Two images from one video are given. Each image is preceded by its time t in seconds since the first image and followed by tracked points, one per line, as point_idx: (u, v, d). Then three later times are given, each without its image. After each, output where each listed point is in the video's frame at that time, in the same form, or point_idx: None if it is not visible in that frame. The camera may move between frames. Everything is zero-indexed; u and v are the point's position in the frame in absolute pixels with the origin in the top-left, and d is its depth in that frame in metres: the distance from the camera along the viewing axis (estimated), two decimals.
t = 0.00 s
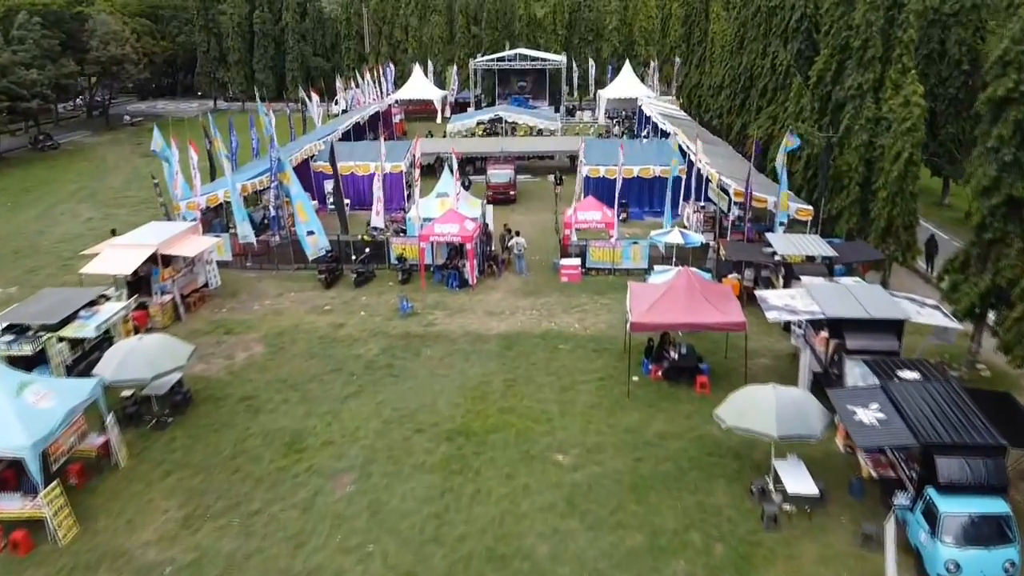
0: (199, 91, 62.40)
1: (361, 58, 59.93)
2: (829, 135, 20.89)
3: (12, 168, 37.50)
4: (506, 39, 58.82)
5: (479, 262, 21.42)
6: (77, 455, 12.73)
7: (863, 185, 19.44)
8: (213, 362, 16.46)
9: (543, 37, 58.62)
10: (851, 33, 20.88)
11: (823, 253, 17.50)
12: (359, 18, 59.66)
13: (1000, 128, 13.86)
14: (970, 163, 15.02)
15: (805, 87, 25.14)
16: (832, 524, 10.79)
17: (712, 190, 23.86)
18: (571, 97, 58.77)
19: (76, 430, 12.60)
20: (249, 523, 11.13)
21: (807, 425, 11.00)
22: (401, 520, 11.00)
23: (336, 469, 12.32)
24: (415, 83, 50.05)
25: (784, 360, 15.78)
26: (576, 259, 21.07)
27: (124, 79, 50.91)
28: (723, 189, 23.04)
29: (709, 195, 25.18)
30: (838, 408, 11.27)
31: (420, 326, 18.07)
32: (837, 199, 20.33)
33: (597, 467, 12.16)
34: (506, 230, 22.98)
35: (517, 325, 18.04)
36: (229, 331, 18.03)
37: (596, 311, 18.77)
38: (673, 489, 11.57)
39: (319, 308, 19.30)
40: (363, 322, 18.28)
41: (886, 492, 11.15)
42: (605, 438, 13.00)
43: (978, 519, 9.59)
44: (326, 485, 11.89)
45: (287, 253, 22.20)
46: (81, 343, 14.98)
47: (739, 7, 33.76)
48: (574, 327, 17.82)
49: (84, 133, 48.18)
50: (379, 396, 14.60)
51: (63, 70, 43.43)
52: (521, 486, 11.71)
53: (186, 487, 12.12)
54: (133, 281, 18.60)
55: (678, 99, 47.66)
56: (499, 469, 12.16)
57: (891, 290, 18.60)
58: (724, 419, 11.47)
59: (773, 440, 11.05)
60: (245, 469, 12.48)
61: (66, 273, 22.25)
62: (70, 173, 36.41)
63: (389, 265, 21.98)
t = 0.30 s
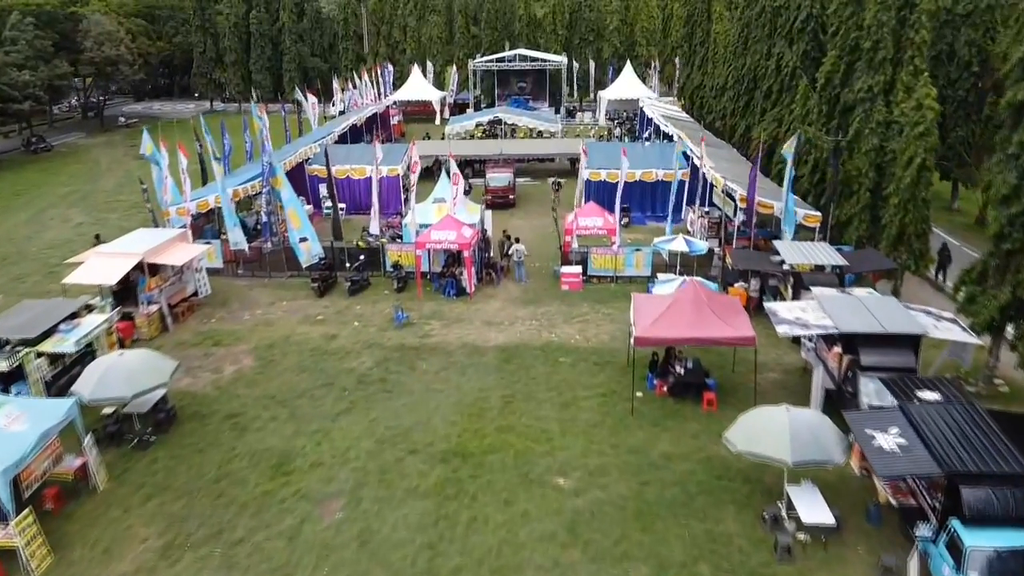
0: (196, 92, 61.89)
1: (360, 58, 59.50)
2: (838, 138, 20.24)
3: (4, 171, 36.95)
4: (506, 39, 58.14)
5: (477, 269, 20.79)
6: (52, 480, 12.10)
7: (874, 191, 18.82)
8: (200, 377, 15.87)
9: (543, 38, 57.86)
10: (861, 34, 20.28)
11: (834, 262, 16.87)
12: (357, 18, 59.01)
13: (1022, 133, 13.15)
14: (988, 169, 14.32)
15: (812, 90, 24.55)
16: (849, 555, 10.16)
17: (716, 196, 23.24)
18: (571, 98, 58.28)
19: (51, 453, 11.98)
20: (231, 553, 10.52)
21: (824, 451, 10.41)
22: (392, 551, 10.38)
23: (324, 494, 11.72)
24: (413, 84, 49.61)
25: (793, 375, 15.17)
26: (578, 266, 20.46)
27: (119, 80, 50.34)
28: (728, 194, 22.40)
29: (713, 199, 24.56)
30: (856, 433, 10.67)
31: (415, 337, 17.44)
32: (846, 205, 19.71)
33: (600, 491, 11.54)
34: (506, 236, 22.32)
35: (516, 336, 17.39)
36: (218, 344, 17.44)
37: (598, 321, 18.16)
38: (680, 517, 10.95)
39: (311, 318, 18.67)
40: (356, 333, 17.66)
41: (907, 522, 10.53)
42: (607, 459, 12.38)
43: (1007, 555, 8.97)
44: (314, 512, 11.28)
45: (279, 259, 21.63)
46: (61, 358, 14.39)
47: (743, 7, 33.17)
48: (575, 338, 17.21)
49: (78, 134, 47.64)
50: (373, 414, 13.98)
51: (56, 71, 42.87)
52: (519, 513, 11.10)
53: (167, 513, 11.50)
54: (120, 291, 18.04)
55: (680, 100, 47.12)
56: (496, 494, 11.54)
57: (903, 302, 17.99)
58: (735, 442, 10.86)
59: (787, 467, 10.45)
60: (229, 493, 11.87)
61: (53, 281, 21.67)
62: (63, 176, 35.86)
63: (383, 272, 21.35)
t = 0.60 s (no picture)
0: (192, 93, 61.30)
1: (357, 60, 58.90)
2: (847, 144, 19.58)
3: None
4: (505, 39, 57.48)
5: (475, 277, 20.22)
6: (25, 507, 11.43)
7: (885, 198, 18.27)
8: (186, 393, 15.23)
9: (543, 38, 56.93)
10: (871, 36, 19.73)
11: (844, 272, 16.25)
12: (354, 19, 58.32)
13: None
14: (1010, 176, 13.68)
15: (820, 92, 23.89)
16: None
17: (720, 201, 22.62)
18: (572, 100, 57.68)
19: (23, 478, 11.33)
20: None
21: (843, 480, 9.78)
22: None
23: (312, 521, 11.08)
24: (412, 86, 49.08)
25: (804, 393, 14.54)
26: (579, 274, 19.82)
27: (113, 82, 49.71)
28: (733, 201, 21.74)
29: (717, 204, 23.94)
30: (876, 461, 10.08)
31: (411, 349, 16.78)
32: (855, 213, 19.10)
33: (603, 520, 10.90)
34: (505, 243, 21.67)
35: (515, 349, 16.74)
36: (206, 357, 16.80)
37: (600, 332, 17.53)
38: (688, 548, 10.31)
39: (303, 329, 18.03)
40: (349, 346, 17.01)
41: (928, 556, 9.96)
42: (611, 484, 11.74)
43: None
44: (300, 541, 10.65)
45: (270, 267, 21.00)
46: (39, 375, 13.78)
47: (746, 8, 32.57)
48: (576, 351, 16.56)
49: (72, 137, 47.01)
50: (365, 433, 13.35)
51: (48, 72, 42.22)
52: (517, 544, 10.45)
53: (145, 542, 10.86)
54: (105, 301, 17.44)
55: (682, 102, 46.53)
56: (493, 522, 10.89)
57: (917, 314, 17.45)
58: (747, 470, 10.24)
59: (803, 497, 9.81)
60: (211, 521, 11.23)
61: (38, 289, 21.04)
62: (54, 180, 35.26)
63: (377, 280, 20.70)
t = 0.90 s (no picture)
0: (188, 94, 60.68)
1: (355, 60, 58.25)
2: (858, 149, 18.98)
3: None
4: (505, 40, 56.86)
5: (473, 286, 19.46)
6: None
7: (897, 205, 17.71)
8: (170, 411, 14.57)
9: (543, 39, 56.46)
10: (884, 36, 19.10)
11: (855, 284, 15.57)
12: (351, 19, 57.66)
13: None
14: None
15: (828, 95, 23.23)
16: None
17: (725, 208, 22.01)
18: (573, 100, 57.04)
19: None
20: None
21: (864, 516, 9.12)
22: None
23: (297, 554, 10.42)
24: (410, 87, 48.44)
25: (816, 413, 13.89)
26: (580, 284, 19.15)
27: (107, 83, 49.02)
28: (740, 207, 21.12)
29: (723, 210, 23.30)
30: (900, 493, 9.45)
31: (405, 363, 16.11)
32: (867, 220, 18.43)
33: (607, 553, 10.24)
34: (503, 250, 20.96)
35: (514, 362, 16.05)
36: (192, 372, 16.14)
37: (602, 345, 16.86)
38: None
39: (293, 341, 17.36)
40: (341, 359, 16.33)
41: None
42: (615, 513, 11.07)
43: None
44: None
45: (262, 275, 20.33)
46: (14, 394, 13.15)
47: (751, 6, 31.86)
48: (578, 365, 15.90)
49: (66, 139, 46.36)
50: (355, 456, 12.68)
51: (41, 74, 41.56)
52: None
53: None
54: (87, 313, 16.79)
55: (684, 103, 45.87)
56: (490, 556, 10.22)
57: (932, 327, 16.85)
58: (762, 504, 9.56)
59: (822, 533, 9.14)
60: (190, 553, 10.57)
61: (21, 298, 20.38)
62: (44, 184, 34.61)
63: (371, 290, 20.03)
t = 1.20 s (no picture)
0: (185, 95, 60.04)
1: (353, 61, 57.57)
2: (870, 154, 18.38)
3: None
4: (505, 40, 56.16)
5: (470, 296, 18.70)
6: None
7: (911, 213, 17.15)
8: (152, 431, 13.92)
9: (543, 39, 55.74)
10: (896, 38, 18.47)
11: (870, 296, 14.92)
12: (349, 19, 56.98)
13: None
14: None
15: (836, 99, 22.61)
16: None
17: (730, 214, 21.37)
18: (573, 102, 56.37)
19: None
20: None
21: (888, 556, 8.45)
22: None
23: None
24: (408, 88, 47.78)
25: (829, 433, 13.22)
26: (581, 294, 18.49)
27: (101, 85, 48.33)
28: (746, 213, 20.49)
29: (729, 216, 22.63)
30: (927, 531, 8.81)
31: (399, 379, 15.42)
32: (879, 227, 17.80)
33: None
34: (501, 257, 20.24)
35: (512, 378, 15.35)
36: (177, 390, 15.48)
37: (605, 359, 16.18)
38: None
39: (283, 355, 16.70)
40: (332, 375, 15.66)
41: None
42: (619, 545, 10.40)
43: None
44: None
45: (252, 284, 19.68)
46: None
47: (756, 6, 31.19)
48: (579, 381, 15.21)
49: (59, 141, 45.70)
50: (344, 481, 12.01)
51: (33, 75, 40.90)
52: None
53: None
54: (67, 327, 16.16)
55: (687, 104, 45.20)
56: None
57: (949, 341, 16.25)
58: (778, 542, 8.89)
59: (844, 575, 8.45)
60: None
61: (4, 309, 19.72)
62: (35, 188, 33.95)
63: (365, 299, 19.37)
